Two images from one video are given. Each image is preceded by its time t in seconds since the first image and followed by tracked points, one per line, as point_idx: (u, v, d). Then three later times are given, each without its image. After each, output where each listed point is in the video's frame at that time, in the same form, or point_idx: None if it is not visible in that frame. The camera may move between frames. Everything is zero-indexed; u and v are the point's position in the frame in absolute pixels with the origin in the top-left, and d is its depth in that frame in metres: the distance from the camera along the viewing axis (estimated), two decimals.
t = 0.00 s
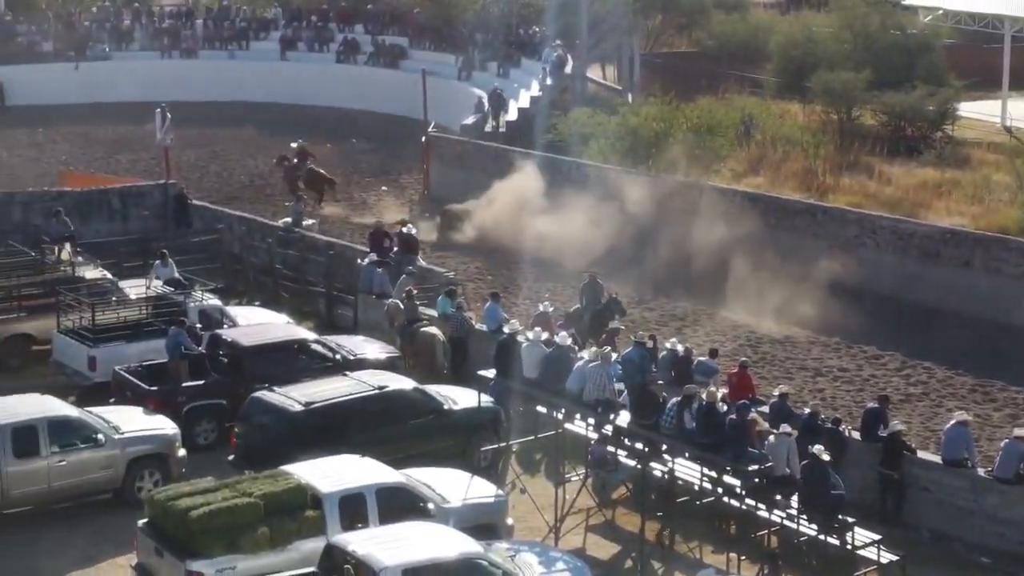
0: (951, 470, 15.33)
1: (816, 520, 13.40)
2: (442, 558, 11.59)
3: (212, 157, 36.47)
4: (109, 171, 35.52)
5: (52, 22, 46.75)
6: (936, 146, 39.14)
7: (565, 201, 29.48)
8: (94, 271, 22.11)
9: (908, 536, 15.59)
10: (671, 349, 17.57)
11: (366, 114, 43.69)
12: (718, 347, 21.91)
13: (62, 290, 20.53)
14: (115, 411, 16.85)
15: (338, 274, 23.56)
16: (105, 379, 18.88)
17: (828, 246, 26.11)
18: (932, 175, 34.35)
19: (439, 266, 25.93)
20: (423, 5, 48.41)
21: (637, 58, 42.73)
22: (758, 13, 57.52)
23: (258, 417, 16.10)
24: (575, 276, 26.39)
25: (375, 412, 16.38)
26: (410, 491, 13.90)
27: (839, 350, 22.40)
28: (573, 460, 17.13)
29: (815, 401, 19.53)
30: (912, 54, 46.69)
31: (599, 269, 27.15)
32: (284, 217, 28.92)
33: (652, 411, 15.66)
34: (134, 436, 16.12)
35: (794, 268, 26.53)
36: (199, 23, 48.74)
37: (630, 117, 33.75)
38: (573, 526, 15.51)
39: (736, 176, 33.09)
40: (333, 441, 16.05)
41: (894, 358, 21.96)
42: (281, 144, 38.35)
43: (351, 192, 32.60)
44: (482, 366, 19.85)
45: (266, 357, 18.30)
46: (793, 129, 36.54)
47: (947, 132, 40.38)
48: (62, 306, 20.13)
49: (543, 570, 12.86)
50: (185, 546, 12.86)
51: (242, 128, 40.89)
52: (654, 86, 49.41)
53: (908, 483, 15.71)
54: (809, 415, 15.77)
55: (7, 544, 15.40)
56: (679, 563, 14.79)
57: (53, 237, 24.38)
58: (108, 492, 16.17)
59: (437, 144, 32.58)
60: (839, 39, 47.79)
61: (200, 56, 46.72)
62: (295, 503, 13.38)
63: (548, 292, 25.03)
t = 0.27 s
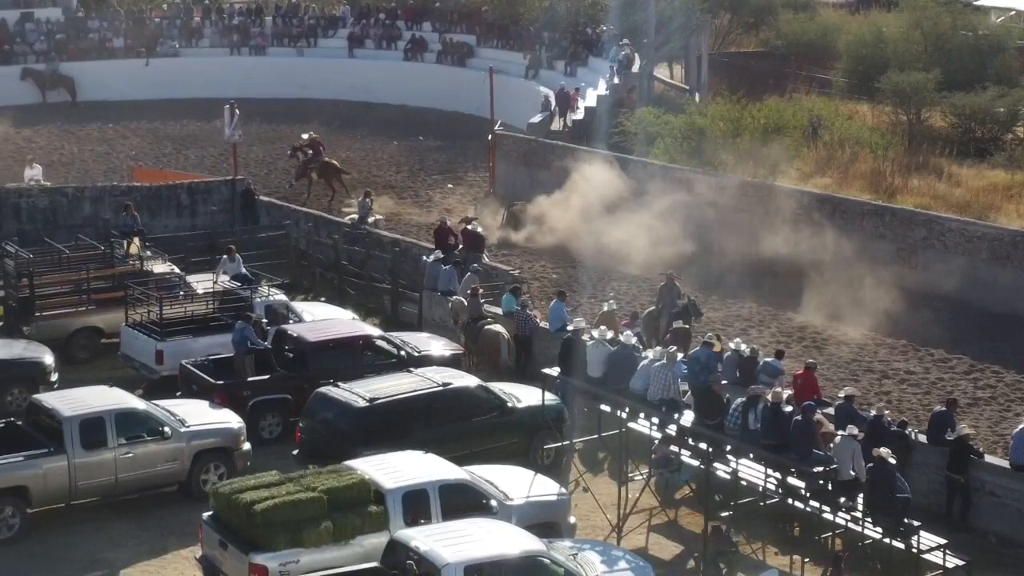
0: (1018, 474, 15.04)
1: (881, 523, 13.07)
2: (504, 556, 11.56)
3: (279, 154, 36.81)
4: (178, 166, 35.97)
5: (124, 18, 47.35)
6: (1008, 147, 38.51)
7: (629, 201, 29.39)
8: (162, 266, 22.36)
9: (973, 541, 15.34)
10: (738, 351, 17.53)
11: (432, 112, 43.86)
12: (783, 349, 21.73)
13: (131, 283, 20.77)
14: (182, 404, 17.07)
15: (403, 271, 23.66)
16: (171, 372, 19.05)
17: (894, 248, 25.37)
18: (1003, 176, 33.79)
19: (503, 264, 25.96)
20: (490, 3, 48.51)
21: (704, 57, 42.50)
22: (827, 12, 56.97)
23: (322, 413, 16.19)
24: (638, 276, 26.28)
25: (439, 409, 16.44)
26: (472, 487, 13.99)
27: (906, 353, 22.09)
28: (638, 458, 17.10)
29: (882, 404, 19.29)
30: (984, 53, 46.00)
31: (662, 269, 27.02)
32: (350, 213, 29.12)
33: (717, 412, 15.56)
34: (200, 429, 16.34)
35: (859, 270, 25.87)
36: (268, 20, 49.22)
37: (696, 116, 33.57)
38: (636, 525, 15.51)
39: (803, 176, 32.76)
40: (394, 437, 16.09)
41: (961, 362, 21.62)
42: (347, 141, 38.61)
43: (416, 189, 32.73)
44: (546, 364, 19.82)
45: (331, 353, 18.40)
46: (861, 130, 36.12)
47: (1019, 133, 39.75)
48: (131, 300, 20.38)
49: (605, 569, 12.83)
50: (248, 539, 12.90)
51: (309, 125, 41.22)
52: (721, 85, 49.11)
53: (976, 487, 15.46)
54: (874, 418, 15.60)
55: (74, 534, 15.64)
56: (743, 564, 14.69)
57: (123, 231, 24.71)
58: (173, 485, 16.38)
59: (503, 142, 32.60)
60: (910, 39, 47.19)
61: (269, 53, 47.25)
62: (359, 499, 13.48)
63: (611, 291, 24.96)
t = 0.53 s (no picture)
0: None
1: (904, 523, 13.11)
2: (524, 555, 11.54)
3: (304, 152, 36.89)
4: (203, 164, 36.11)
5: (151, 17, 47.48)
6: None
7: (653, 200, 29.33)
8: (187, 264, 22.45)
9: (996, 542, 15.25)
10: (761, 350, 17.48)
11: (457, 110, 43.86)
12: (806, 349, 21.63)
13: (155, 280, 20.86)
14: (206, 401, 17.14)
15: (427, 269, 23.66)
16: (195, 369, 19.15)
17: (918, 248, 25.04)
18: None
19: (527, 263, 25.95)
20: (515, 3, 48.50)
21: (729, 56, 42.36)
22: (854, 12, 56.68)
23: (346, 410, 16.23)
24: (662, 276, 26.22)
25: (460, 407, 16.43)
26: (494, 485, 14.00)
27: (931, 354, 21.95)
28: (660, 458, 17.10)
29: (905, 405, 19.18)
30: (1012, 54, 45.68)
31: (686, 268, 26.95)
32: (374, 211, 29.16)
33: (739, 413, 15.03)
34: (222, 426, 16.41)
35: (882, 269, 25.52)
36: (293, 18, 49.32)
37: (721, 115, 33.45)
38: (658, 524, 15.50)
39: (828, 176, 32.61)
40: (416, 435, 16.09)
41: (986, 362, 21.48)
42: (371, 139, 38.65)
43: (440, 188, 32.74)
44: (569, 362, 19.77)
45: (354, 350, 18.42)
46: (887, 129, 35.93)
47: None
48: (155, 297, 20.47)
49: (626, 568, 12.81)
50: (270, 537, 12.94)
51: (334, 123, 41.30)
52: (746, 84, 48.93)
53: (999, 488, 15.37)
54: (897, 419, 15.55)
55: (98, 530, 15.72)
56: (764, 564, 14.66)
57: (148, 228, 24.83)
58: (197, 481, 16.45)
59: (527, 141, 32.53)
60: (937, 39, 46.90)
61: (294, 51, 47.34)
62: (381, 496, 13.52)
63: (634, 290, 24.92)
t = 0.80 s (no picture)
0: None
1: (903, 522, 13.15)
2: (524, 555, 11.54)
3: (304, 151, 36.89)
4: (203, 163, 36.11)
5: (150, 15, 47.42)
6: None
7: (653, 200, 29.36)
8: (187, 263, 22.46)
9: (996, 542, 15.26)
10: (760, 350, 17.39)
11: (457, 109, 43.86)
12: (806, 348, 21.63)
13: (154, 280, 20.85)
14: (205, 401, 17.14)
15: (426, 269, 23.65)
16: (194, 369, 19.18)
17: (917, 247, 24.90)
18: None
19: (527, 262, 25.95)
20: (516, 2, 48.50)
21: (729, 55, 42.35)
22: (854, 11, 56.64)
23: (346, 410, 16.23)
24: (661, 275, 26.22)
25: (460, 406, 16.43)
26: (493, 485, 14.01)
27: (930, 353, 21.94)
28: (659, 457, 17.12)
29: (905, 404, 19.18)
30: (1011, 54, 45.68)
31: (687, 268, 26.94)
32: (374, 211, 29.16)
33: (738, 414, 15.13)
34: (222, 426, 16.42)
35: (884, 269, 25.48)
36: (293, 18, 49.33)
37: (721, 115, 33.43)
38: (657, 524, 15.50)
39: (828, 176, 32.61)
40: (416, 434, 16.08)
41: (986, 362, 21.48)
42: (371, 139, 38.64)
43: (440, 187, 32.73)
44: (570, 362, 19.79)
45: (354, 350, 18.42)
46: (887, 128, 35.91)
47: None
48: (155, 296, 20.46)
49: (626, 567, 12.80)
50: (270, 536, 12.95)
51: (334, 122, 41.29)
52: (746, 84, 48.92)
53: (998, 487, 15.37)
54: (897, 418, 15.53)
55: (97, 529, 15.72)
56: (763, 564, 14.64)
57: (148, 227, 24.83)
58: (196, 481, 16.46)
59: (527, 140, 32.43)
60: (936, 39, 46.91)
61: (294, 50, 47.35)
62: (381, 496, 13.53)
63: (634, 289, 24.92)
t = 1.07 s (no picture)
0: None
1: (903, 523, 13.16)
2: (523, 555, 11.54)
3: (303, 151, 36.90)
4: (202, 163, 36.11)
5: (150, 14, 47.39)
6: None
7: (652, 199, 29.39)
8: (186, 262, 22.45)
9: (996, 542, 15.27)
10: (760, 349, 17.39)
11: (456, 109, 43.86)
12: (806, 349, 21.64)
13: (153, 280, 20.85)
14: (205, 401, 17.14)
15: (426, 269, 23.65)
16: (194, 368, 19.18)
17: (917, 248, 24.88)
18: None
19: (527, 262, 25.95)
20: (515, 2, 48.50)
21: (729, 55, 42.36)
22: (853, 10, 56.65)
23: (346, 410, 16.23)
24: (661, 275, 26.22)
25: (459, 406, 16.44)
26: (493, 485, 14.01)
27: (929, 352, 21.94)
28: (659, 457, 17.12)
29: (905, 404, 19.19)
30: (1011, 54, 45.72)
31: (686, 268, 26.95)
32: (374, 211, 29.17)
33: (738, 414, 15.18)
34: (221, 426, 16.41)
35: (883, 269, 25.48)
36: (293, 17, 49.31)
37: (720, 114, 33.44)
38: (657, 524, 15.50)
39: (827, 175, 32.61)
40: (415, 434, 16.08)
41: (985, 362, 21.49)
42: (371, 138, 38.64)
43: (439, 187, 32.73)
44: (570, 362, 19.79)
45: (353, 349, 18.42)
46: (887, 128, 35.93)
47: None
48: (154, 296, 20.45)
49: (625, 567, 12.81)
50: (269, 536, 12.95)
51: (333, 122, 41.30)
52: (746, 83, 48.93)
53: (998, 487, 15.38)
54: (896, 418, 15.53)
55: (97, 529, 15.73)
56: (761, 564, 14.63)
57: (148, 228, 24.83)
58: (195, 481, 16.46)
59: (527, 140, 32.37)
60: (936, 39, 46.94)
61: (293, 50, 47.34)
62: (380, 497, 13.54)
63: (633, 289, 24.93)
